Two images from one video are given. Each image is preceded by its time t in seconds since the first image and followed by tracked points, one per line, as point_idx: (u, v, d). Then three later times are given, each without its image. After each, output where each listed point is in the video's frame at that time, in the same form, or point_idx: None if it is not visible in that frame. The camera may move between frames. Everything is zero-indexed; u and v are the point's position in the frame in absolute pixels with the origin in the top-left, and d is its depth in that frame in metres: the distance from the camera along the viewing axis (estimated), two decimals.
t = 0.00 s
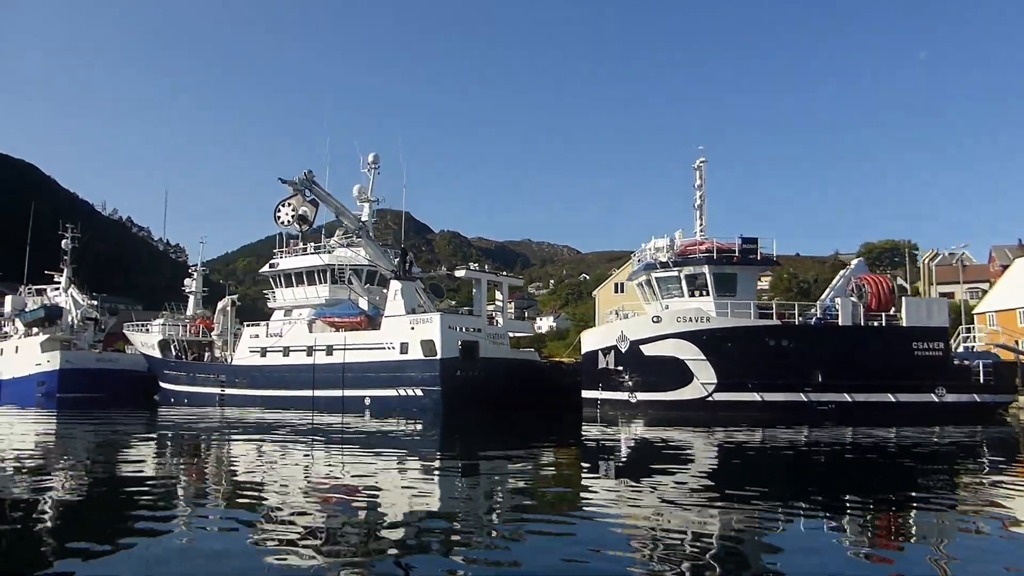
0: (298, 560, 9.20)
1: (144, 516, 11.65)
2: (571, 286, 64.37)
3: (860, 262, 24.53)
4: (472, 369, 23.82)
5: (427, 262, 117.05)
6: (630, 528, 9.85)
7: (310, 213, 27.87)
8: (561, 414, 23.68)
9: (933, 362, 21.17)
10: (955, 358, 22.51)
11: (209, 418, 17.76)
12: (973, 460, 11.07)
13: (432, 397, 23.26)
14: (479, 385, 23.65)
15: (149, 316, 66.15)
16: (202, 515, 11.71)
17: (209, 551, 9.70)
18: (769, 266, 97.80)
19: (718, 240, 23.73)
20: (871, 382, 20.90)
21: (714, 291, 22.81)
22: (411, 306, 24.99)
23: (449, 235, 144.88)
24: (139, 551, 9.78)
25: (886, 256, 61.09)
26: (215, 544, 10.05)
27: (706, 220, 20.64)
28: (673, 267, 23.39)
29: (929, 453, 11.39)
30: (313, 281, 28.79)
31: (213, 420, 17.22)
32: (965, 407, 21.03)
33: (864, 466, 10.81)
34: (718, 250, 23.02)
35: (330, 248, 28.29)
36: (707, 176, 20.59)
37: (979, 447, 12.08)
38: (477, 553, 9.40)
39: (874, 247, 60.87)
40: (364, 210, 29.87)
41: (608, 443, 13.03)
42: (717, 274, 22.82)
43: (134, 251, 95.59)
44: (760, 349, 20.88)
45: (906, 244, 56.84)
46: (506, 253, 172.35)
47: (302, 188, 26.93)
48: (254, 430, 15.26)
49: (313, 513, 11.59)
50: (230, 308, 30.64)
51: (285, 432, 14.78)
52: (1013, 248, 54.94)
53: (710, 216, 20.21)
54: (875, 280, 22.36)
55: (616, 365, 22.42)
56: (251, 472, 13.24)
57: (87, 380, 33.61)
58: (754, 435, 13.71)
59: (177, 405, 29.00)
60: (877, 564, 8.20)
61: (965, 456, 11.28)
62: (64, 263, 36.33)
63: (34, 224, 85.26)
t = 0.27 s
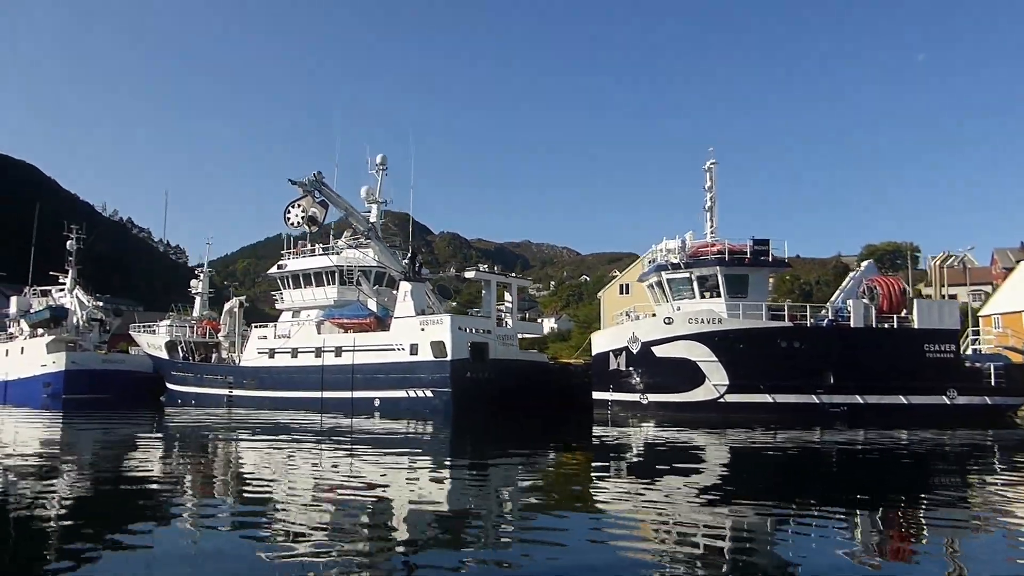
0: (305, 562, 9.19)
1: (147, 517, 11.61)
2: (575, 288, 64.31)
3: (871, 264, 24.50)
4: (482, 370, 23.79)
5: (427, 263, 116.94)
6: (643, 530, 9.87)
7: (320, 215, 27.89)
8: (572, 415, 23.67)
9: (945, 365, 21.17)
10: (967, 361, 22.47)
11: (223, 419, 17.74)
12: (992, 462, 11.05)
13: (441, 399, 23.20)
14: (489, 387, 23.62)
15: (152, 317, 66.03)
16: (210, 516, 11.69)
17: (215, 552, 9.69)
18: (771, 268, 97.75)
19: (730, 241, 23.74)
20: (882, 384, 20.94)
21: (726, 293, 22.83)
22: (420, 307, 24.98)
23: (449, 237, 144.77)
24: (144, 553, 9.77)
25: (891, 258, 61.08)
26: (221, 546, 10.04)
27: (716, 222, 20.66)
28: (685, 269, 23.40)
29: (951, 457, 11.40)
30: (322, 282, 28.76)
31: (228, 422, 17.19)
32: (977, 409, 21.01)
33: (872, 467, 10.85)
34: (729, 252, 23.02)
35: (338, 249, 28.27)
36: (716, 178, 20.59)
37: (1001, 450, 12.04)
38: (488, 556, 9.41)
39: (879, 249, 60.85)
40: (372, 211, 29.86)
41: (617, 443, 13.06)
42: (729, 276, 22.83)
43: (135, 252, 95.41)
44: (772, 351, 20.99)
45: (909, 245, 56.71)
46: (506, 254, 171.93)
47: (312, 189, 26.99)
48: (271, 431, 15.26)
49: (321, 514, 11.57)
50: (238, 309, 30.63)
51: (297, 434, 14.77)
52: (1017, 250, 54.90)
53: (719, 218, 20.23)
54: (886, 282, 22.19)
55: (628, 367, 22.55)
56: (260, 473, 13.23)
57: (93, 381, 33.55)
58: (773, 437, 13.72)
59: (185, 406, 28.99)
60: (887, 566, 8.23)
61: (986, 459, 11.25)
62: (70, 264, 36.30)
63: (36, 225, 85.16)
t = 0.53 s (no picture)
0: (309, 562, 9.20)
1: (151, 516, 11.61)
2: (578, 289, 64.22)
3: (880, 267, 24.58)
4: (490, 371, 23.78)
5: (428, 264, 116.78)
6: (650, 531, 9.89)
7: (329, 214, 27.87)
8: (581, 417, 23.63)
9: (954, 367, 21.17)
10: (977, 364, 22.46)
11: (234, 419, 17.73)
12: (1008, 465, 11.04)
13: (450, 399, 23.13)
14: (497, 387, 23.60)
15: (153, 317, 65.89)
16: (214, 514, 11.69)
17: (219, 552, 9.70)
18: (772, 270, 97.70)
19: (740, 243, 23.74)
20: (891, 386, 20.94)
21: (736, 294, 22.86)
22: (429, 307, 24.97)
23: (450, 237, 144.69)
24: (148, 552, 9.76)
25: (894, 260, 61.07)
26: (226, 545, 10.04)
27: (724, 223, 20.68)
28: (695, 271, 23.42)
29: (971, 460, 11.43)
30: (329, 282, 28.72)
31: (240, 422, 17.19)
32: (986, 412, 20.99)
33: (879, 468, 10.87)
34: (740, 253, 23.03)
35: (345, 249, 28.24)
36: (725, 180, 20.61)
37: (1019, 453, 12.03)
38: (494, 556, 9.41)
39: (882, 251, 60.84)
40: (379, 210, 29.82)
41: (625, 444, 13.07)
42: (739, 278, 22.85)
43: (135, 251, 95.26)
44: (782, 353, 21.03)
45: (911, 248, 56.67)
46: (505, 255, 171.81)
47: (319, 188, 26.95)
48: (285, 430, 15.25)
49: (327, 513, 11.58)
50: (244, 308, 30.60)
51: (306, 434, 14.78)
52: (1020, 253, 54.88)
53: (727, 220, 20.25)
54: (897, 284, 22.45)
55: (638, 368, 22.72)
56: (265, 473, 13.23)
57: (97, 380, 33.47)
58: (791, 440, 13.75)
59: (191, 406, 28.99)
60: (895, 568, 8.25)
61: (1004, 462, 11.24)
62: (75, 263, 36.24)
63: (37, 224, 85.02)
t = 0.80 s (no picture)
0: (317, 562, 9.17)
1: (156, 514, 11.57)
2: (581, 289, 64.22)
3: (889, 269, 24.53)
4: (501, 371, 23.80)
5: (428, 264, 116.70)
6: (660, 531, 9.89)
7: (339, 214, 27.89)
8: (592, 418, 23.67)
9: (966, 370, 21.16)
10: (988, 367, 22.44)
11: (247, 418, 17.71)
12: None
13: (460, 399, 23.15)
14: (507, 387, 23.63)
15: (154, 316, 65.79)
16: (221, 513, 11.67)
17: (226, 551, 9.67)
18: (772, 272, 97.76)
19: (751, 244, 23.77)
20: (903, 389, 20.96)
21: (748, 296, 22.90)
22: (439, 308, 24.95)
23: (450, 237, 144.59)
24: (154, 551, 9.73)
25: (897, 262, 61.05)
26: (231, 544, 10.01)
27: (735, 225, 20.69)
28: (706, 272, 23.43)
29: (991, 464, 11.42)
30: (337, 282, 28.70)
31: (255, 421, 17.19)
32: (998, 415, 20.97)
33: (890, 471, 10.88)
34: (752, 254, 23.06)
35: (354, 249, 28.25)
36: (737, 181, 20.62)
37: None
38: (502, 555, 9.41)
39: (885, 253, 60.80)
40: (388, 210, 29.68)
41: (636, 445, 13.08)
42: (751, 279, 22.89)
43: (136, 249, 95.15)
44: (794, 354, 21.07)
45: (913, 250, 56.68)
46: (505, 255, 171.82)
47: (331, 188, 27.06)
48: (301, 430, 15.24)
49: (335, 513, 11.57)
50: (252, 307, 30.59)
51: (318, 433, 14.77)
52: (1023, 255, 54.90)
53: (737, 221, 20.27)
54: (910, 287, 22.59)
55: (649, 369, 22.77)
56: (273, 471, 13.22)
57: (103, 379, 33.44)
58: (811, 442, 13.78)
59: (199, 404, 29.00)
60: (908, 568, 8.26)
61: None
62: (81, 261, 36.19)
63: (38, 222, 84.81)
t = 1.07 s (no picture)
0: (328, 562, 9.13)
1: (163, 513, 11.56)
2: (584, 289, 64.20)
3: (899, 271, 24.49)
4: (510, 371, 23.89)
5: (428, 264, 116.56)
6: (671, 534, 9.86)
7: (348, 213, 27.92)
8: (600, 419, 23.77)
9: (978, 373, 21.15)
10: (1001, 369, 22.39)
11: (262, 418, 17.73)
12: None
13: (469, 400, 23.27)
14: (516, 388, 23.72)
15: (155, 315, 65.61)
16: (228, 514, 11.59)
17: (233, 552, 9.58)
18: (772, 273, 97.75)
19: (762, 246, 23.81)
20: (914, 391, 21.00)
21: (759, 297, 22.98)
22: (448, 308, 25.03)
23: (449, 237, 144.46)
24: (160, 552, 9.62)
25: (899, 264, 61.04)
26: (240, 543, 10.02)
27: (744, 226, 20.72)
28: (718, 273, 23.47)
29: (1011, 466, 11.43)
30: (345, 281, 28.71)
31: (268, 420, 17.18)
32: (1010, 417, 20.95)
33: (899, 475, 10.88)
34: (763, 256, 23.11)
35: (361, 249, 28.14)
36: (747, 182, 20.63)
37: None
38: (512, 555, 9.44)
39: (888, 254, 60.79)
40: (396, 210, 29.84)
41: (644, 446, 13.10)
42: (762, 281, 22.96)
43: (136, 248, 94.88)
44: (805, 356, 21.19)
45: (914, 252, 56.75)
46: (504, 255, 171.76)
47: (341, 188, 27.16)
48: (318, 429, 15.29)
49: (343, 513, 11.51)
50: (259, 306, 30.55)
51: (330, 433, 14.78)
52: None
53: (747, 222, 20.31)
54: (920, 289, 22.51)
55: (659, 370, 22.91)
56: (280, 472, 13.16)
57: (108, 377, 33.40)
58: (830, 444, 13.84)
59: (205, 403, 28.98)
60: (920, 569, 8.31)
61: None
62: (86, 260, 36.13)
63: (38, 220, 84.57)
